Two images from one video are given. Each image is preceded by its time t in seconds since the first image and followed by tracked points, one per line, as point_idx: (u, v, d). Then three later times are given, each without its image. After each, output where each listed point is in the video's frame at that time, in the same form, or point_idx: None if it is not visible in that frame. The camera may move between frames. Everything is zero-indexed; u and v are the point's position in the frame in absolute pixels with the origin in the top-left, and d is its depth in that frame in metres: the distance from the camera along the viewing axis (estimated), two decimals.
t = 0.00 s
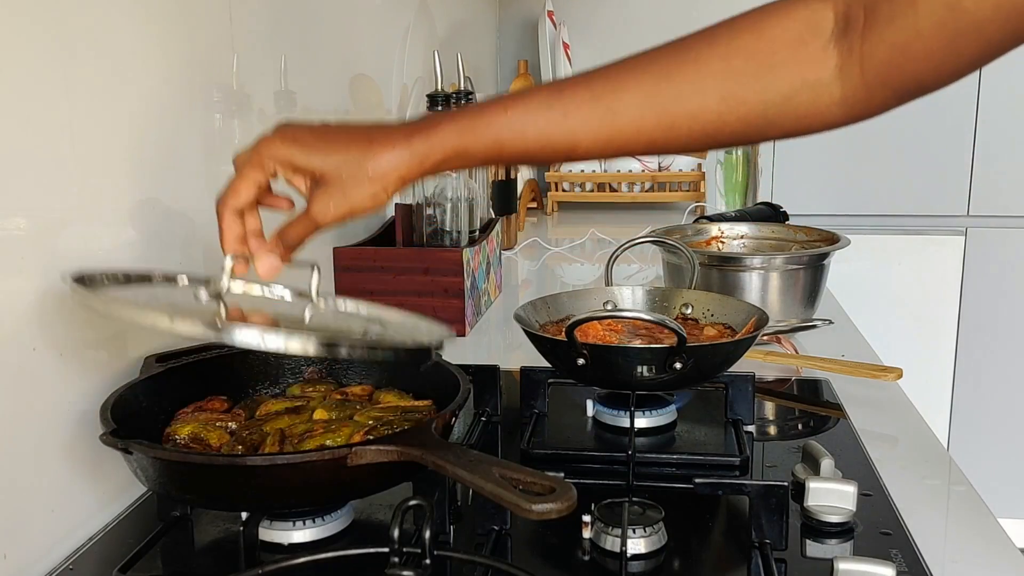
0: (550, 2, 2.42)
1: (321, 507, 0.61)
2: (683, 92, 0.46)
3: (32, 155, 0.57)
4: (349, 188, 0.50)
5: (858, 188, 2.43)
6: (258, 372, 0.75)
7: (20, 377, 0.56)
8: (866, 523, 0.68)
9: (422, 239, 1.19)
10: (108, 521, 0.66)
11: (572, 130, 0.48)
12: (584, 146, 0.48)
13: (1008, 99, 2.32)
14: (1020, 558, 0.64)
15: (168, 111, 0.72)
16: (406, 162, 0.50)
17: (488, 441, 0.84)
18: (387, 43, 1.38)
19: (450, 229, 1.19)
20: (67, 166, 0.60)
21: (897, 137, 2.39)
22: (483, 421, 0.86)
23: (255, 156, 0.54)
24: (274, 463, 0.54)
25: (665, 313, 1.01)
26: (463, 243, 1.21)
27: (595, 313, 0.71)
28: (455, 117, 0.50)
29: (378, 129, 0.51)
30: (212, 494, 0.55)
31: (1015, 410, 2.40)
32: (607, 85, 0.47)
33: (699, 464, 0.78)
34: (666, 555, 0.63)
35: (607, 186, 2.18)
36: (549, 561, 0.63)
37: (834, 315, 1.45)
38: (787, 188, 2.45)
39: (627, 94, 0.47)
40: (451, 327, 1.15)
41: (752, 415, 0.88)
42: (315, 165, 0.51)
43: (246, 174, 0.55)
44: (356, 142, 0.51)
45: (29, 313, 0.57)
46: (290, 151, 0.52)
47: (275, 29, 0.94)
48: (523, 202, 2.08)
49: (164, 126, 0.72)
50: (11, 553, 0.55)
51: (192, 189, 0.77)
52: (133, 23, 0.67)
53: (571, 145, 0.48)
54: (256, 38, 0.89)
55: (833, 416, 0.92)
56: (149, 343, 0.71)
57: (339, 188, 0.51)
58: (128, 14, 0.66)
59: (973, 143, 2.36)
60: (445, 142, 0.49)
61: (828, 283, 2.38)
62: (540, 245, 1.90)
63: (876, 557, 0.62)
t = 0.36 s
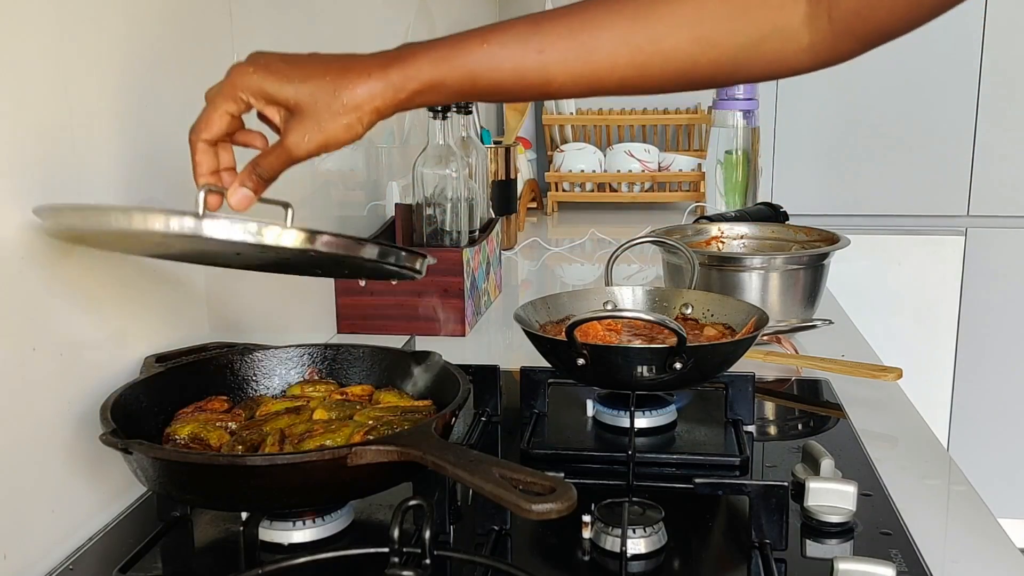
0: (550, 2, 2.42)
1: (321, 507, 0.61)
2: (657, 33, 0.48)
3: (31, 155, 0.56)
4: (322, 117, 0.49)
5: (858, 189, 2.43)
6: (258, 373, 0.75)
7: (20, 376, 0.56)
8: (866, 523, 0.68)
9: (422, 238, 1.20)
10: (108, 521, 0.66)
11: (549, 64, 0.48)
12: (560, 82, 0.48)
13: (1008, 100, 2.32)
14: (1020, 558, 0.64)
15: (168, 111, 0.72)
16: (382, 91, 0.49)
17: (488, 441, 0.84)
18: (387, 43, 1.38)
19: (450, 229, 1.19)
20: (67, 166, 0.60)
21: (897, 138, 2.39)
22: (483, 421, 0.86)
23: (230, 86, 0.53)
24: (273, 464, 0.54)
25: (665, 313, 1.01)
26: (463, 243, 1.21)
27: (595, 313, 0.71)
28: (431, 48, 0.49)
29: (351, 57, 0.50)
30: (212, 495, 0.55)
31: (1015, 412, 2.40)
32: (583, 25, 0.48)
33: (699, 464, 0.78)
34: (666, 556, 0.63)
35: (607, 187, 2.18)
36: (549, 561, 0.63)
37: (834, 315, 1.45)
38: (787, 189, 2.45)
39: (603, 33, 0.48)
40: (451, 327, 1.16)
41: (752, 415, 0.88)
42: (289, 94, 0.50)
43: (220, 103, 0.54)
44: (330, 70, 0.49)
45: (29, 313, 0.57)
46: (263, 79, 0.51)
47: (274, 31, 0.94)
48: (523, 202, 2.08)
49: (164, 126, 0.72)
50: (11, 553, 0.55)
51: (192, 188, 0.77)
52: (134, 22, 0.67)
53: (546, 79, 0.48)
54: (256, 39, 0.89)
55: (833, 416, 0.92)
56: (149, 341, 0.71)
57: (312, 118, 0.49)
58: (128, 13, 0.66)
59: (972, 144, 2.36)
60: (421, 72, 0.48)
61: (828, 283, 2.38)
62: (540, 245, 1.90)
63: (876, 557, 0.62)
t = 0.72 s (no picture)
0: (550, 3, 2.42)
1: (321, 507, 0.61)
2: (751, 33, 0.43)
3: (30, 156, 0.56)
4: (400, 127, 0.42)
5: (858, 189, 2.43)
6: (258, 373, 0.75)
7: (20, 378, 0.56)
8: (866, 523, 0.68)
9: (422, 238, 1.20)
10: (108, 521, 0.66)
11: (649, 67, 0.43)
12: (655, 89, 0.43)
13: (1007, 100, 2.32)
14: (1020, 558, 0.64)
15: (168, 111, 0.72)
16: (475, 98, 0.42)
17: (488, 442, 0.84)
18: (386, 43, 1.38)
19: (450, 229, 1.20)
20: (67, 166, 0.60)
21: (896, 138, 2.39)
22: (483, 421, 0.86)
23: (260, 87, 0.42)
24: (273, 465, 0.54)
25: (664, 313, 1.01)
26: (463, 243, 1.21)
27: (595, 313, 0.71)
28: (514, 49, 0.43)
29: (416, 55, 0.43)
30: (212, 495, 0.56)
31: (1015, 411, 2.39)
32: (671, 22, 0.43)
33: (699, 464, 0.78)
34: (666, 556, 0.63)
35: (607, 187, 2.18)
36: (549, 562, 0.63)
37: (835, 315, 1.45)
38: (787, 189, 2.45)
39: (699, 32, 0.43)
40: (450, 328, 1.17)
41: (752, 415, 0.88)
42: (346, 98, 0.41)
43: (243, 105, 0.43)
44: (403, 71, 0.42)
45: (29, 313, 0.57)
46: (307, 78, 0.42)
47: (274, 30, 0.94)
48: (523, 202, 2.08)
49: (163, 126, 0.72)
50: (11, 552, 0.55)
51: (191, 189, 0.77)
52: (133, 23, 0.67)
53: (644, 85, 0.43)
54: (256, 39, 0.89)
55: (833, 416, 0.92)
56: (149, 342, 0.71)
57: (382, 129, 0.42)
58: (127, 13, 0.66)
59: (972, 143, 2.36)
60: (506, 76, 0.42)
61: (829, 283, 2.38)
62: (540, 245, 1.90)
63: (876, 557, 0.62)
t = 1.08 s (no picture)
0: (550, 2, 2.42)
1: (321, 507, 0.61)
2: (826, 114, 0.34)
3: (30, 158, 0.56)
4: (537, 395, 0.25)
5: (858, 189, 2.43)
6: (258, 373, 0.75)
7: (19, 379, 0.56)
8: (866, 523, 0.68)
9: (422, 238, 1.20)
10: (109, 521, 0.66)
11: (743, 179, 0.33)
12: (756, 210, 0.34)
13: (1008, 99, 2.32)
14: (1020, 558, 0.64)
15: (168, 112, 0.72)
16: (599, 294, 0.28)
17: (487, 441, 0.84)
18: (387, 43, 1.38)
19: (450, 229, 1.20)
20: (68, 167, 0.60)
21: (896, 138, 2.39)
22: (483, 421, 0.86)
23: (242, 458, 0.22)
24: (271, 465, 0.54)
25: (664, 313, 1.01)
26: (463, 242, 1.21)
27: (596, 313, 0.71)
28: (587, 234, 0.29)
29: (471, 271, 0.26)
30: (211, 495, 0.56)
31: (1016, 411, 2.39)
32: (742, 135, 0.33)
33: (699, 464, 0.78)
34: (666, 555, 0.63)
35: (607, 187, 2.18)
36: (549, 562, 0.63)
37: (835, 315, 1.45)
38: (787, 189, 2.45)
39: (776, 136, 0.34)
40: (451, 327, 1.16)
41: (752, 415, 0.88)
42: (468, 408, 0.24)
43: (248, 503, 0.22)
44: (460, 316, 0.25)
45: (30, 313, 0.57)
46: (356, 407, 0.22)
47: (275, 30, 0.94)
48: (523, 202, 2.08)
49: (163, 127, 0.72)
50: (11, 552, 0.55)
51: (191, 188, 0.77)
52: (133, 24, 0.67)
53: (754, 191, 0.34)
54: (257, 39, 0.89)
55: (833, 416, 0.92)
56: (149, 342, 0.71)
57: (519, 392, 0.25)
58: (127, 14, 0.66)
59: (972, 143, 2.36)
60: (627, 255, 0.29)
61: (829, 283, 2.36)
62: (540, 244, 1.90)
63: (875, 557, 0.62)
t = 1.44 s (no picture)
0: (550, 2, 2.42)
1: (322, 507, 0.61)
2: None
3: (31, 159, 0.56)
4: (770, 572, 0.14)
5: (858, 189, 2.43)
6: (258, 374, 0.75)
7: (18, 379, 0.56)
8: (866, 523, 0.68)
9: (422, 238, 1.20)
10: (109, 521, 0.66)
11: None
12: None
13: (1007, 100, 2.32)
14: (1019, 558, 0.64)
15: (167, 112, 0.72)
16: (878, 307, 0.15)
17: (488, 441, 0.84)
18: (386, 43, 1.38)
19: (450, 229, 1.20)
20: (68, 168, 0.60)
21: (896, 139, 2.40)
22: (482, 422, 0.86)
23: None
24: (271, 465, 0.54)
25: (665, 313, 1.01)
26: (463, 243, 1.21)
27: (596, 313, 0.71)
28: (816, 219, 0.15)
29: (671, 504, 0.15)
30: (212, 495, 0.56)
31: (1017, 412, 2.39)
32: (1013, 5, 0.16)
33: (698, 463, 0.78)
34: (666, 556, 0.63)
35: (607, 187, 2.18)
36: (548, 562, 0.62)
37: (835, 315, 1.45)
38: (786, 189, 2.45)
39: None
40: (450, 327, 1.15)
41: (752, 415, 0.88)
42: None
43: None
44: (657, 490, 0.15)
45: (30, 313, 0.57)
46: None
47: (275, 31, 0.94)
48: (523, 203, 2.08)
49: (163, 128, 0.72)
50: (11, 552, 0.55)
51: (190, 187, 0.77)
52: (132, 24, 0.67)
53: None
54: (256, 39, 0.89)
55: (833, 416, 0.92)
56: (149, 342, 0.71)
57: None
58: (126, 14, 0.66)
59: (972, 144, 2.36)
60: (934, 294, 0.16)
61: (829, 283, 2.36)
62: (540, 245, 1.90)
63: (875, 557, 0.63)
